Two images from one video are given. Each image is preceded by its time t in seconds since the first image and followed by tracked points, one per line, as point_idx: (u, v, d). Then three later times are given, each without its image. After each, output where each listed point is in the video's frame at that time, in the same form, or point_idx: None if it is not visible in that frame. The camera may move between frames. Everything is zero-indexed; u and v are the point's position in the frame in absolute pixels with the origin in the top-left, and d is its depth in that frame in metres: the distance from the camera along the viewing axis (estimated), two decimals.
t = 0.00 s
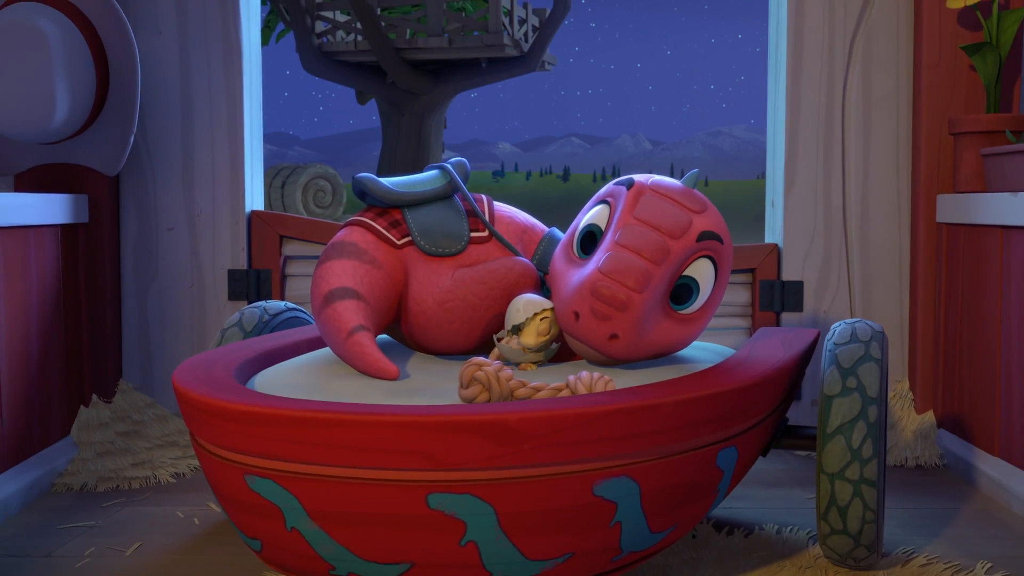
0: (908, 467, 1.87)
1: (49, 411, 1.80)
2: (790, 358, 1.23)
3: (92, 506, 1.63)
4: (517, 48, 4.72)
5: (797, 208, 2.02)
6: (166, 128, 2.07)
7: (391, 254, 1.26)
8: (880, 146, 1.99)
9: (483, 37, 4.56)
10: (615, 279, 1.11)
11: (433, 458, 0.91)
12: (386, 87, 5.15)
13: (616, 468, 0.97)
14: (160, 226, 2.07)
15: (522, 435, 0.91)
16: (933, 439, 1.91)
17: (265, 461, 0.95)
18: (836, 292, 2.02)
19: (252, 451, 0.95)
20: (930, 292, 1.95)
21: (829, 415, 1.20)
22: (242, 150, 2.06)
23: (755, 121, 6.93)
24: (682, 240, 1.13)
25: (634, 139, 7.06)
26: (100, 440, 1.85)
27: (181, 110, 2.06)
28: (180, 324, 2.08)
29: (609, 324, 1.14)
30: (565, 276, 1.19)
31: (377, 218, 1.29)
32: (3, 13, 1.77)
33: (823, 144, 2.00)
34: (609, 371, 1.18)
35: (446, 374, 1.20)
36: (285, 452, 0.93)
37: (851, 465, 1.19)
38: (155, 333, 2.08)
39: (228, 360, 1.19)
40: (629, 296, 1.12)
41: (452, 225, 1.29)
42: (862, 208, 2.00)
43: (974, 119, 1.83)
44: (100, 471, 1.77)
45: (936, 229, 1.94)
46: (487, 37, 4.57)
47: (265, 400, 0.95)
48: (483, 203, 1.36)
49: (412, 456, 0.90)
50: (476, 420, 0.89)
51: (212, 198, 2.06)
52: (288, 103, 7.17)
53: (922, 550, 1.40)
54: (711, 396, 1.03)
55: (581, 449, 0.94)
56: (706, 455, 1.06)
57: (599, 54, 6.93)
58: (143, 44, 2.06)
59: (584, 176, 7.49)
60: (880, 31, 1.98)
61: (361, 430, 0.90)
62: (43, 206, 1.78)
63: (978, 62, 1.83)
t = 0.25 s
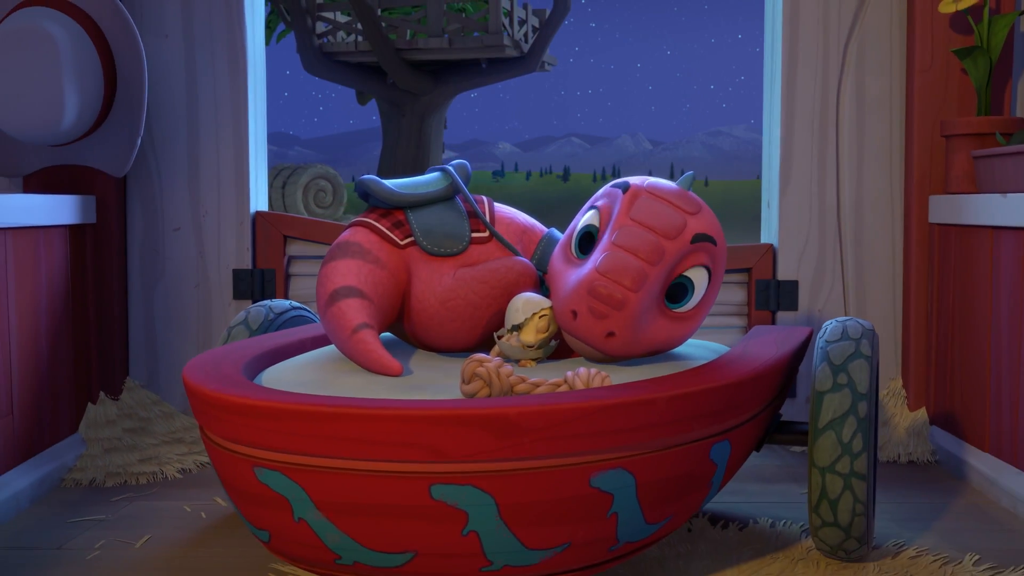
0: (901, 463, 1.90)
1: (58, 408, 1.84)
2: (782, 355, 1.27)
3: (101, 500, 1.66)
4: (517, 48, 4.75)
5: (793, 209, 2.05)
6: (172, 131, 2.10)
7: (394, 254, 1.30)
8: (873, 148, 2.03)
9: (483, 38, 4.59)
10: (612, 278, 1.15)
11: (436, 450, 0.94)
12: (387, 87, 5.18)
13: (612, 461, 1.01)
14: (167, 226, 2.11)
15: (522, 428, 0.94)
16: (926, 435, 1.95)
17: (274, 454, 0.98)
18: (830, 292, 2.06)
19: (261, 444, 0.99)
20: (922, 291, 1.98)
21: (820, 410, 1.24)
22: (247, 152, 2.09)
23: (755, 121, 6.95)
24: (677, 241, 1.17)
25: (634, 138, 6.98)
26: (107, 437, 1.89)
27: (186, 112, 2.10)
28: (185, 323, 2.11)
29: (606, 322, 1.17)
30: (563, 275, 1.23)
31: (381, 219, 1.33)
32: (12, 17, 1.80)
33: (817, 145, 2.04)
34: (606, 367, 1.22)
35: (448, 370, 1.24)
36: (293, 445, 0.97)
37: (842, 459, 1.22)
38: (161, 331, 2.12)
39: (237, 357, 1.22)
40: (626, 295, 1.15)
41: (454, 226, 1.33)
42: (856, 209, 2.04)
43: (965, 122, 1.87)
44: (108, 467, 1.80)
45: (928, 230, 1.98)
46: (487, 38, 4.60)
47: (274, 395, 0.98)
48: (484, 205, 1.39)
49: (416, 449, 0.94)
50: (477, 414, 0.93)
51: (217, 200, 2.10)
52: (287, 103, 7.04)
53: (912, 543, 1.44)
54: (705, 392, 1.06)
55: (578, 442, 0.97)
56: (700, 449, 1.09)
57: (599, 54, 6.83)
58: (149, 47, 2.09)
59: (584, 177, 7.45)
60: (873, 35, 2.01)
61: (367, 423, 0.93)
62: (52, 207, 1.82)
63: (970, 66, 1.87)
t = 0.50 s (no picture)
0: (893, 459, 1.94)
1: (67, 405, 1.88)
2: (774, 352, 1.31)
3: (110, 495, 1.70)
4: (517, 49, 4.78)
5: (788, 210, 2.09)
6: (178, 133, 2.14)
7: (397, 254, 1.33)
8: (867, 149, 2.06)
9: (484, 39, 4.62)
10: (615, 266, 1.18)
11: (439, 444, 0.98)
12: (387, 88, 5.21)
13: (608, 454, 1.04)
14: (173, 227, 2.14)
15: (520, 422, 0.98)
16: (918, 432, 1.98)
17: (282, 447, 1.02)
18: (825, 291, 2.09)
19: (270, 437, 1.02)
20: (915, 290, 2.02)
21: (812, 405, 1.27)
22: (252, 154, 2.13)
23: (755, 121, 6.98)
24: (670, 226, 1.21)
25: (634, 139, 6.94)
26: (115, 433, 1.92)
27: (192, 115, 2.13)
28: (190, 322, 2.15)
29: (614, 309, 1.20)
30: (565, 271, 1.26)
31: (384, 220, 1.36)
32: (21, 23, 1.84)
33: (812, 147, 2.07)
34: (605, 364, 1.26)
35: (450, 367, 1.28)
36: (300, 438, 1.00)
37: (832, 453, 1.26)
38: (167, 330, 2.15)
39: (244, 354, 1.26)
40: (631, 281, 1.18)
41: (455, 226, 1.36)
42: (850, 209, 2.07)
43: (957, 124, 1.90)
44: (116, 462, 1.84)
45: (921, 230, 2.01)
46: (487, 39, 4.64)
47: (282, 390, 1.02)
48: (485, 206, 1.43)
49: (419, 442, 0.97)
50: (478, 408, 0.96)
51: (223, 200, 2.13)
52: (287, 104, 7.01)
53: (902, 536, 1.48)
54: (698, 387, 1.10)
55: (576, 435, 1.01)
56: (693, 442, 1.13)
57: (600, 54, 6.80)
58: (156, 51, 2.13)
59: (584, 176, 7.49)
60: (867, 39, 2.05)
61: (373, 418, 0.97)
62: (61, 208, 1.86)
63: (961, 69, 1.90)
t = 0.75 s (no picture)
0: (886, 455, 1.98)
1: (76, 401, 1.91)
2: (767, 349, 1.34)
3: (118, 489, 1.74)
4: (517, 49, 4.82)
5: (783, 211, 2.12)
6: (184, 135, 2.17)
7: (400, 254, 1.37)
8: (861, 151, 2.10)
9: (483, 40, 4.65)
10: (647, 235, 1.21)
11: (441, 437, 1.01)
12: (388, 89, 5.25)
13: (605, 447, 1.07)
14: (178, 227, 2.18)
15: (520, 416, 1.02)
16: (910, 429, 2.02)
17: (289, 441, 1.05)
18: (819, 290, 2.13)
19: (277, 431, 1.06)
20: (907, 290, 2.06)
21: (804, 401, 1.31)
22: (256, 156, 2.17)
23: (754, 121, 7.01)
24: (673, 199, 1.28)
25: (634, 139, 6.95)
26: (123, 430, 1.96)
27: (197, 117, 2.17)
28: (195, 320, 2.18)
29: (655, 277, 1.22)
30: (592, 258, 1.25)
31: (387, 221, 1.40)
32: (31, 27, 1.87)
33: (807, 149, 2.11)
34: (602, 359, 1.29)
35: (452, 364, 1.31)
36: (307, 432, 1.04)
37: (824, 448, 1.29)
38: (172, 328, 2.19)
39: (252, 351, 1.29)
40: (664, 245, 1.22)
41: (456, 227, 1.40)
42: (844, 210, 2.11)
43: (949, 126, 1.94)
44: (124, 458, 1.87)
45: (913, 231, 2.05)
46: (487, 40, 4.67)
47: (289, 385, 1.06)
48: (485, 207, 1.47)
49: (422, 435, 1.01)
50: (479, 403, 1.00)
51: (228, 201, 2.17)
52: (287, 103, 7.03)
53: (893, 530, 1.51)
54: (692, 382, 1.13)
55: (573, 429, 1.04)
56: (687, 437, 1.16)
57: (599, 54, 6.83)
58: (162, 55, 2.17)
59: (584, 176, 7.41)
60: (861, 43, 2.08)
61: (377, 412, 1.00)
62: (69, 208, 1.89)
63: (953, 73, 1.94)
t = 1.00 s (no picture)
0: (879, 452, 2.01)
1: (84, 398, 1.95)
2: (761, 347, 1.38)
3: (127, 485, 1.78)
4: (517, 50, 4.85)
5: (779, 212, 2.16)
6: (189, 137, 2.21)
7: (403, 254, 1.40)
8: (855, 153, 2.14)
9: (483, 41, 4.68)
10: (663, 269, 1.22)
11: (443, 431, 1.05)
12: (388, 89, 5.28)
13: (602, 441, 1.11)
14: (184, 228, 2.21)
15: (520, 410, 1.05)
16: (903, 426, 2.05)
17: (296, 435, 1.09)
18: (814, 290, 2.16)
19: (285, 425, 1.09)
20: (900, 289, 2.09)
21: (796, 397, 1.34)
22: (261, 158, 2.20)
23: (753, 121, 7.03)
24: (678, 225, 1.29)
25: (634, 138, 6.99)
26: (130, 428, 2.01)
27: (203, 120, 2.20)
28: (200, 319, 2.22)
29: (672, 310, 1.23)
30: (605, 289, 1.25)
31: (391, 221, 1.44)
32: (41, 31, 1.90)
33: (802, 151, 2.15)
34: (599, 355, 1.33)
35: (453, 361, 1.35)
36: (314, 426, 1.07)
37: (815, 443, 1.33)
38: (178, 327, 2.23)
39: (259, 348, 1.33)
40: (679, 277, 1.23)
41: (458, 228, 1.44)
42: (838, 211, 2.14)
43: (941, 128, 1.97)
44: (131, 455, 1.91)
45: (906, 231, 2.09)
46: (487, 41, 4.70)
47: (297, 381, 1.09)
48: (486, 208, 1.51)
49: (425, 429, 1.05)
50: (480, 398, 1.04)
51: (232, 202, 2.21)
52: (287, 102, 7.04)
53: (883, 523, 1.55)
54: (686, 379, 1.17)
55: (571, 423, 1.08)
56: (682, 431, 1.20)
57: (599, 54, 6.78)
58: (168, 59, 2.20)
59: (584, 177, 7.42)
60: (855, 47, 2.12)
61: (382, 407, 1.04)
62: (78, 209, 1.93)
63: (945, 76, 1.97)
